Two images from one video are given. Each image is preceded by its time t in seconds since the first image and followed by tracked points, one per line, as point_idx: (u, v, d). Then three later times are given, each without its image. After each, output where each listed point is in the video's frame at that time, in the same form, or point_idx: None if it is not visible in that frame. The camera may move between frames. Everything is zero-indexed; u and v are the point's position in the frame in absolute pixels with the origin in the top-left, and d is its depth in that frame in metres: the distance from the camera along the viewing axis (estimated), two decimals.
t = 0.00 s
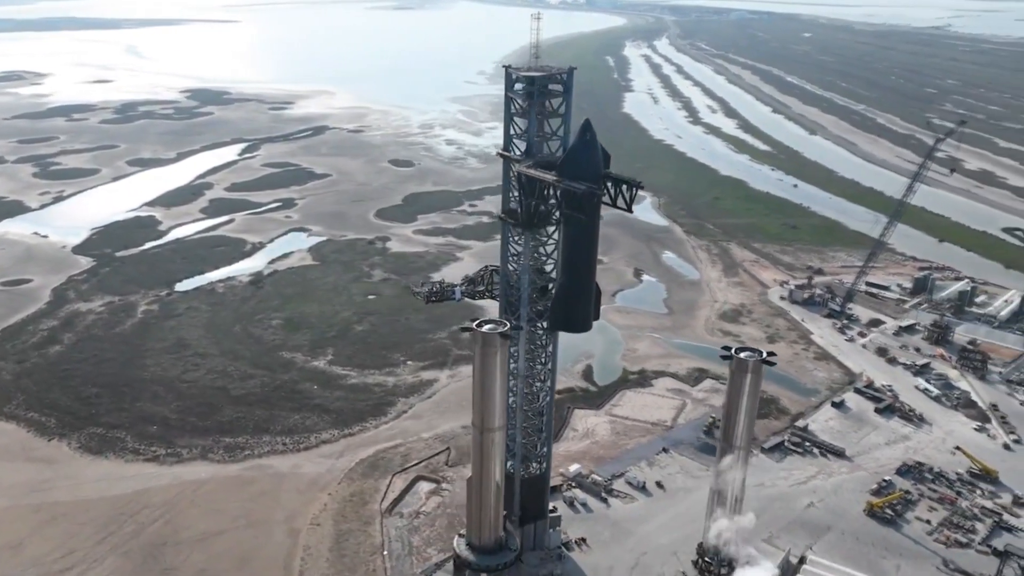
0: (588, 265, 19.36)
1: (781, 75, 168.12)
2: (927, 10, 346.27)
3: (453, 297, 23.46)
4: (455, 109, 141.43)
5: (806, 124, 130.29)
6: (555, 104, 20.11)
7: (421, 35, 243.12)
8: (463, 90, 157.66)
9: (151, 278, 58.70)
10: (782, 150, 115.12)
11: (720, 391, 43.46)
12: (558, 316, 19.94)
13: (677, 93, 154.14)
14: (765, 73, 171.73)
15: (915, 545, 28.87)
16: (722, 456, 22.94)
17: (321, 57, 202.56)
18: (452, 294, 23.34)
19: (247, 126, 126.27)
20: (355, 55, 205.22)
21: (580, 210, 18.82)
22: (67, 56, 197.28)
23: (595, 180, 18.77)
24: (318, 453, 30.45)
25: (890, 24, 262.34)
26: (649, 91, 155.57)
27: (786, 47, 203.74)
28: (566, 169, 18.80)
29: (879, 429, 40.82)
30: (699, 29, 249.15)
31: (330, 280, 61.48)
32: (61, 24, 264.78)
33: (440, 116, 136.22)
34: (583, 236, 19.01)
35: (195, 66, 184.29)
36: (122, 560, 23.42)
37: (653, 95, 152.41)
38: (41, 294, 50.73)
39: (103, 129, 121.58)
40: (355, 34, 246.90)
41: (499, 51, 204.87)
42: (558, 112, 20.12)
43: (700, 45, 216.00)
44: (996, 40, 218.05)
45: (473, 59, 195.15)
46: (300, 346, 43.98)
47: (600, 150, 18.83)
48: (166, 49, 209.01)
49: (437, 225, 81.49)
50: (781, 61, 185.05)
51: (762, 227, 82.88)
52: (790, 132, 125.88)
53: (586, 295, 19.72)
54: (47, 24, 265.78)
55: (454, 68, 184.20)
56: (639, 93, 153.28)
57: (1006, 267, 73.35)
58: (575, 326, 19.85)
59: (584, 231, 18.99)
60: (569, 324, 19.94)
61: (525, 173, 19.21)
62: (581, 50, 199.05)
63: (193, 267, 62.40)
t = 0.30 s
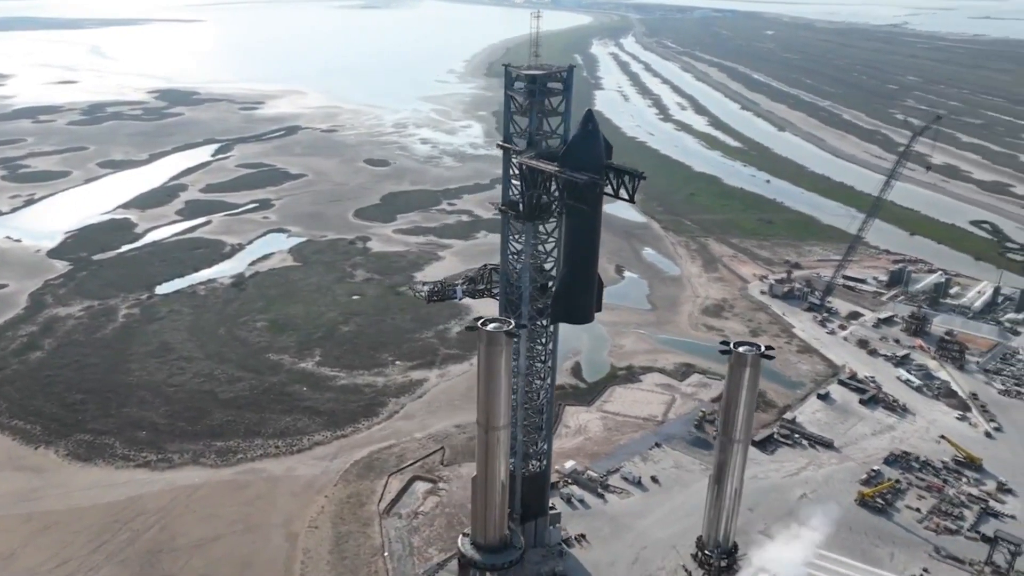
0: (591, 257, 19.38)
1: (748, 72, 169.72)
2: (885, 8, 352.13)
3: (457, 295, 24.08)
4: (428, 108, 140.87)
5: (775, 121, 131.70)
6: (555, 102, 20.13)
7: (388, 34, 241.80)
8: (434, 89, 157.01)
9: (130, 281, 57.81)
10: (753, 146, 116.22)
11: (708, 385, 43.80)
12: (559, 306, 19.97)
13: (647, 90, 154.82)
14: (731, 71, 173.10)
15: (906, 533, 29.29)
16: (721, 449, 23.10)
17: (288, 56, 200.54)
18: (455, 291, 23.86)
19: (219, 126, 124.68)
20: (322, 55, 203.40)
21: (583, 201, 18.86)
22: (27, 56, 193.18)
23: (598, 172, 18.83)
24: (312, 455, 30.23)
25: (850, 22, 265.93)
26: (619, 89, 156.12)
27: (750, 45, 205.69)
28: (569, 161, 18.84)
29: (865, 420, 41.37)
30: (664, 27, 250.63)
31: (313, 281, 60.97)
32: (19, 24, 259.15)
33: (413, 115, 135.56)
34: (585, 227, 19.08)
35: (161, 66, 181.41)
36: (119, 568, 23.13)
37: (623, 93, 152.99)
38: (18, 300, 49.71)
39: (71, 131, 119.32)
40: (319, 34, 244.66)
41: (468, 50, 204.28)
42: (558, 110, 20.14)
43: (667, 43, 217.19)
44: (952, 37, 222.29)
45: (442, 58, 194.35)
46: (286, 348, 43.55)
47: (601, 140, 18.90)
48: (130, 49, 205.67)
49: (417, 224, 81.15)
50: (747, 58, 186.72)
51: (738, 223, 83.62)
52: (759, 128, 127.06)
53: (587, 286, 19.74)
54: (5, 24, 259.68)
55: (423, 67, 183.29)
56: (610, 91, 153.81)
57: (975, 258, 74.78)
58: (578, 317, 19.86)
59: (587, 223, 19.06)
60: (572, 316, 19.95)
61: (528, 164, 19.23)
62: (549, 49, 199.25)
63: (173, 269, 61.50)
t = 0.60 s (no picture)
0: (593, 254, 19.42)
1: (714, 70, 171.06)
2: (843, 7, 356.67)
3: (456, 295, 24.74)
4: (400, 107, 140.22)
5: (744, 117, 132.95)
6: (554, 100, 20.14)
7: (354, 34, 240.23)
8: (404, 88, 156.31)
9: (108, 285, 56.95)
10: (725, 143, 117.24)
11: (696, 379, 44.11)
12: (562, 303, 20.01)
13: (616, 88, 155.36)
14: (699, 68, 174.51)
15: (898, 522, 29.73)
16: (720, 443, 23.29)
17: (253, 56, 198.37)
18: (455, 292, 24.62)
19: (190, 127, 123.01)
20: (288, 54, 201.42)
21: (583, 199, 18.81)
22: None
23: (598, 170, 18.84)
24: (306, 458, 29.99)
25: (811, 20, 269.58)
26: (589, 87, 156.63)
27: (715, 43, 207.28)
28: (570, 159, 18.83)
29: (851, 411, 41.93)
30: (629, 25, 251.51)
31: (296, 282, 60.47)
32: None
33: (384, 114, 134.86)
34: (586, 224, 19.12)
35: (125, 67, 178.44)
36: None
37: (594, 91, 153.55)
38: None
39: (38, 132, 117.04)
40: (284, 33, 242.35)
41: (436, 49, 203.55)
42: (557, 109, 20.13)
43: (633, 41, 218.31)
44: (909, 35, 225.89)
45: (410, 57, 193.53)
46: (273, 350, 43.15)
47: (604, 138, 18.97)
48: (93, 49, 202.16)
49: (396, 223, 80.77)
50: (712, 56, 188.33)
51: (715, 219, 84.29)
52: (729, 126, 128.15)
53: (590, 283, 19.81)
54: None
55: (392, 66, 182.32)
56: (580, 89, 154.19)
57: (946, 251, 76.12)
58: (581, 314, 19.96)
59: (589, 220, 19.07)
60: (575, 312, 20.03)
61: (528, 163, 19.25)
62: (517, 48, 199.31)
63: (152, 272, 60.59)
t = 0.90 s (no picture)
0: (594, 251, 19.45)
1: (681, 68, 172.23)
2: (802, 5, 360.88)
3: (458, 293, 24.66)
4: (371, 107, 139.36)
5: (713, 115, 134.01)
6: (552, 100, 20.10)
7: (319, 34, 238.27)
8: (373, 88, 155.33)
9: (86, 290, 55.93)
10: (696, 140, 118.06)
11: (683, 374, 44.39)
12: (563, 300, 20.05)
13: (586, 87, 155.72)
14: (667, 66, 175.50)
15: (888, 511, 30.17)
16: (719, 437, 23.57)
17: (217, 56, 195.77)
18: (457, 290, 24.56)
19: (160, 128, 121.20)
20: (253, 55, 199.13)
21: (584, 197, 18.71)
22: None
23: (598, 168, 18.83)
24: (301, 460, 29.77)
25: (772, 19, 272.28)
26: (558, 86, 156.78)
27: (680, 41, 208.59)
28: (569, 156, 18.80)
29: (835, 403, 42.46)
30: (594, 24, 252.27)
31: (277, 283, 59.89)
32: None
33: (355, 114, 133.99)
34: (585, 222, 19.13)
35: (87, 68, 175.15)
36: None
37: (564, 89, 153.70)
38: None
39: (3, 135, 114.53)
40: (247, 34, 239.55)
41: (402, 49, 202.46)
42: (556, 108, 20.10)
43: (599, 40, 218.89)
44: (867, 33, 229.23)
45: (377, 57, 192.36)
46: (259, 353, 42.62)
47: (604, 137, 18.99)
48: (54, 51, 198.11)
49: (376, 223, 80.30)
50: (678, 54, 189.52)
51: (692, 215, 84.89)
52: (699, 123, 129.05)
53: (591, 280, 19.90)
54: None
55: (359, 66, 181.03)
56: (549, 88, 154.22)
57: (917, 244, 77.37)
58: (583, 311, 20.04)
59: (590, 217, 19.05)
60: (576, 309, 20.13)
61: (529, 160, 19.16)
62: (484, 47, 198.94)
63: (130, 276, 59.61)
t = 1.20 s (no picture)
0: (595, 251, 19.52)
1: (649, 67, 173.25)
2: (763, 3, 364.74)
3: (460, 292, 24.82)
4: (342, 107, 138.44)
5: (683, 113, 134.89)
6: (552, 99, 20.12)
7: (284, 34, 235.95)
8: (342, 88, 154.33)
9: (63, 295, 54.90)
10: (668, 138, 118.83)
11: (670, 370, 44.66)
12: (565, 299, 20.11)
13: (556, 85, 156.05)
14: (635, 65, 176.46)
15: (879, 501, 30.63)
16: (716, 432, 23.79)
17: (182, 56, 193.00)
18: (459, 289, 24.72)
19: (129, 130, 119.27)
20: (218, 55, 196.70)
21: (585, 196, 18.74)
22: None
23: (599, 167, 18.87)
24: (294, 464, 29.52)
25: (734, 17, 274.84)
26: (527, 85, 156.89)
27: (645, 40, 209.77)
28: (570, 154, 18.79)
29: (821, 396, 42.94)
30: (560, 23, 252.68)
31: (259, 285, 59.26)
32: None
33: (326, 114, 132.96)
34: (587, 222, 19.18)
35: (48, 69, 171.77)
36: None
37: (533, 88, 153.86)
38: None
39: None
40: (211, 34, 236.68)
41: (369, 49, 201.27)
42: (555, 108, 20.13)
43: (565, 39, 219.47)
44: (826, 31, 232.16)
45: (345, 57, 191.08)
46: (245, 356, 42.17)
47: (603, 138, 19.00)
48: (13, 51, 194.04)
49: (355, 224, 79.82)
50: (645, 53, 190.61)
51: (669, 211, 85.48)
52: (671, 121, 129.95)
53: (592, 280, 19.95)
54: None
55: (327, 66, 179.70)
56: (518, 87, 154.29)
57: (890, 238, 78.53)
58: (585, 310, 20.13)
59: (590, 217, 19.11)
60: (578, 309, 20.19)
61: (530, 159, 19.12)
62: (451, 46, 198.42)
63: (108, 280, 58.66)
